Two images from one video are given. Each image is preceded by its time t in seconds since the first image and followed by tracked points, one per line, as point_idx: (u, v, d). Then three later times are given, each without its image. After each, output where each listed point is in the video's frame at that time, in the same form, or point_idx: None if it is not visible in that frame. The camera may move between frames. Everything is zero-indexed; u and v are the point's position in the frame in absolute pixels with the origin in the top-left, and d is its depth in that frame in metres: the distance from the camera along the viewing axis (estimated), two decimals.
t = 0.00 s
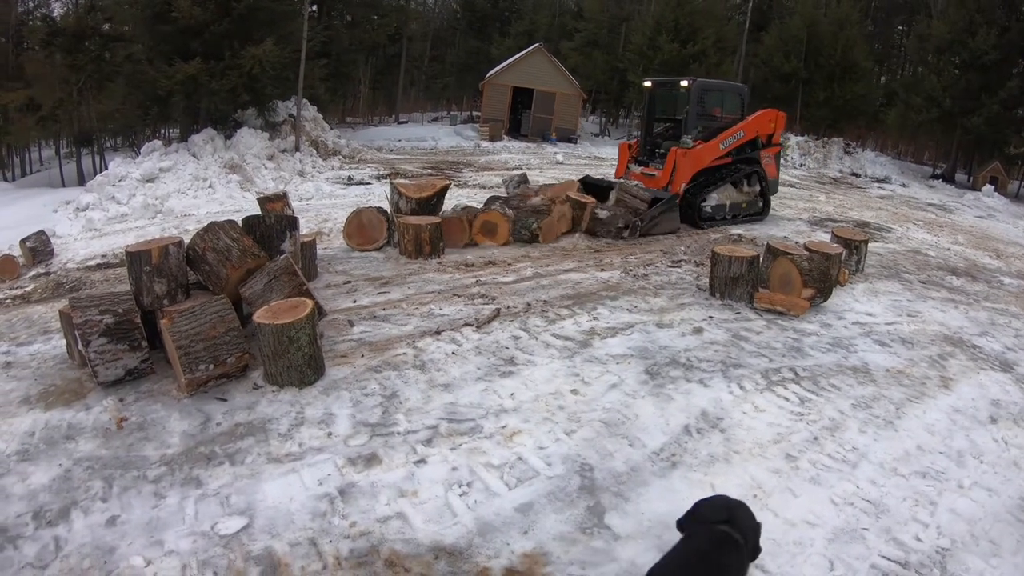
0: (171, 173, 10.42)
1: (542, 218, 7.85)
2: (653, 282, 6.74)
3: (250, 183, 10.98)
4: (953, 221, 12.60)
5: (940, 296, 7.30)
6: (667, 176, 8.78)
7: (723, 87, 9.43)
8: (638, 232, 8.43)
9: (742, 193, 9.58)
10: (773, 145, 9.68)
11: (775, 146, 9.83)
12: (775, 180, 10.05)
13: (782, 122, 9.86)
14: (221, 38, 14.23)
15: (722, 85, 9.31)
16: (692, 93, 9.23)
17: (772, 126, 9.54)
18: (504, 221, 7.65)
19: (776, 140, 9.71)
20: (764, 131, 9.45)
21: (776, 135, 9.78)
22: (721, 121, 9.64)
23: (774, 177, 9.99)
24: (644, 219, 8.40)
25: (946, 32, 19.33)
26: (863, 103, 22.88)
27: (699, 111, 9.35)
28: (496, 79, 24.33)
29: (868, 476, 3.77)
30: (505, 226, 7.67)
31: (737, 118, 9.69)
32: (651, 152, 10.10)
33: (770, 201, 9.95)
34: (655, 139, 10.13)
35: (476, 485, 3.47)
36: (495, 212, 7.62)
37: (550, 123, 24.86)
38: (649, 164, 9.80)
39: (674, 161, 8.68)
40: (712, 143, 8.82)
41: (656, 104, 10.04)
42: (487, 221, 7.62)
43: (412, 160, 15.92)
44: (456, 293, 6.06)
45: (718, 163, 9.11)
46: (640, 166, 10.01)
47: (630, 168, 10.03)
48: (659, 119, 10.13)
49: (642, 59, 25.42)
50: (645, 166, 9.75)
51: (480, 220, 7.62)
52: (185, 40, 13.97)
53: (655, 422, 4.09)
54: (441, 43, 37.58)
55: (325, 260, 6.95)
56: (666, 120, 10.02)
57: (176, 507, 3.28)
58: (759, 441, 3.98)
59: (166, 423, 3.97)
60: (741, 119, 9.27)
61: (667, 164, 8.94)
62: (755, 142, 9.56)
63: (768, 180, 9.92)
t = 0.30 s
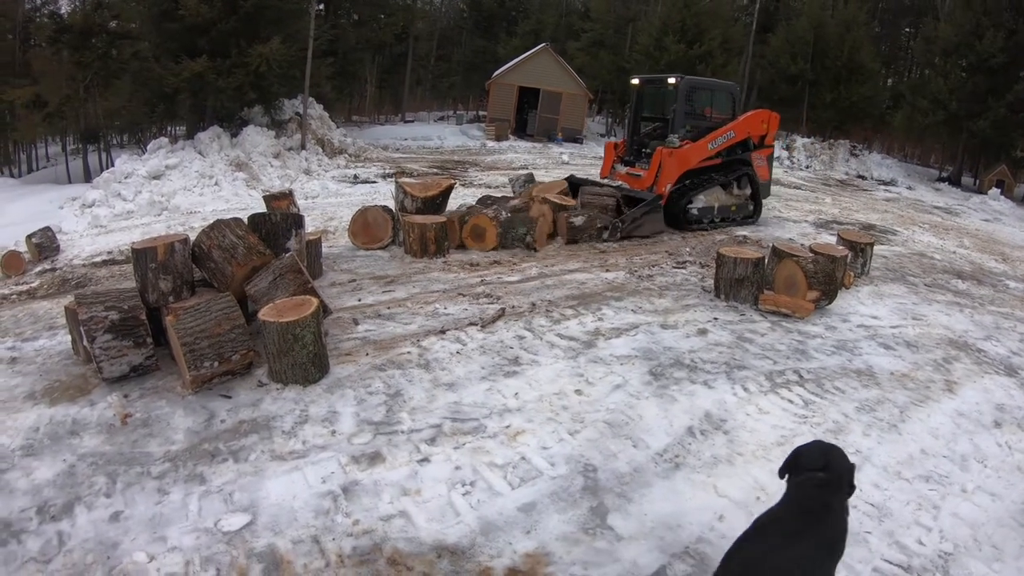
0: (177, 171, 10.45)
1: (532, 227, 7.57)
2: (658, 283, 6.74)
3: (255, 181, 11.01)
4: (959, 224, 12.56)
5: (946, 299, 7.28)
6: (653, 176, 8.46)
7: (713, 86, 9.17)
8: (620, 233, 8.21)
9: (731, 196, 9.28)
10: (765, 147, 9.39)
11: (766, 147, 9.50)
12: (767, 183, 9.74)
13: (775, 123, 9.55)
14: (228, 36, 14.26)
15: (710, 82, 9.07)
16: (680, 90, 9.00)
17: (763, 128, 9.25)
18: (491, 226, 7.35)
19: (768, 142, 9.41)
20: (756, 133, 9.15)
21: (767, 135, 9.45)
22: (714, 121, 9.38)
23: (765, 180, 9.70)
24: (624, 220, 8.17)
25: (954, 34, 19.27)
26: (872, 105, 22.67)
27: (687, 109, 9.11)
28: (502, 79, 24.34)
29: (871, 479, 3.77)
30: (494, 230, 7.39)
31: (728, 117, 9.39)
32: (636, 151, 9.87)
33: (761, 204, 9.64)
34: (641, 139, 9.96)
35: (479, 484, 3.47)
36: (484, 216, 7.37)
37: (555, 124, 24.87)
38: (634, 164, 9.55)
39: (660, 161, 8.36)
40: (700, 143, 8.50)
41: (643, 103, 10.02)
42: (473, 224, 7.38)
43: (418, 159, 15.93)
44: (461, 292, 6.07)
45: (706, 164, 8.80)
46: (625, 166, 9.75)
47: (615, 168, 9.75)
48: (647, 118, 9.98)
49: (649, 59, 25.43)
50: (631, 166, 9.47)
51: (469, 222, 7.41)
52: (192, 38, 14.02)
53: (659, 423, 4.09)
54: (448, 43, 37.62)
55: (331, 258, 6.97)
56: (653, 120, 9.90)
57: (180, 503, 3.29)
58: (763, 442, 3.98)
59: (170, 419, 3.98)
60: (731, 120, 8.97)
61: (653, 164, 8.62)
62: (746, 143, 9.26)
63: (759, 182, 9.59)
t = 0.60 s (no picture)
0: (181, 169, 10.46)
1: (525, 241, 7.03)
2: (661, 284, 6.73)
3: (258, 180, 11.02)
4: (962, 227, 12.54)
5: (949, 302, 7.26)
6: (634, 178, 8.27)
7: (695, 84, 8.96)
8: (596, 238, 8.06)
9: (716, 198, 9.04)
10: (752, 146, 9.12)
11: (754, 147, 9.23)
12: (755, 183, 9.47)
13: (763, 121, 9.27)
14: (232, 35, 14.27)
15: (691, 81, 8.87)
16: (660, 89, 8.76)
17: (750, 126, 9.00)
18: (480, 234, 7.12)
19: (755, 141, 9.15)
20: (741, 131, 8.90)
21: (755, 134, 9.19)
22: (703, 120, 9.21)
23: (753, 180, 9.43)
24: (601, 226, 8.00)
25: (958, 37, 19.24)
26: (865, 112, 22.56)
27: (669, 109, 8.89)
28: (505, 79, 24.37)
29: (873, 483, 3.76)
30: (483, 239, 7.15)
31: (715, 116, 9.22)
32: (619, 153, 9.59)
33: (749, 205, 9.38)
34: (623, 140, 9.66)
35: (481, 484, 3.47)
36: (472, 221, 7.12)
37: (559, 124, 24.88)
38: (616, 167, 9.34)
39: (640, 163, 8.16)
40: (682, 143, 8.29)
41: (624, 103, 9.65)
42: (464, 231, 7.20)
43: (421, 159, 15.94)
44: (464, 292, 6.07)
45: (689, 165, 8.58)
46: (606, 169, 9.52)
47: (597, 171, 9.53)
48: (629, 118, 9.66)
49: (653, 60, 25.46)
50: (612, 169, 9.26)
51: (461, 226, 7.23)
52: (196, 37, 14.05)
53: (662, 424, 4.09)
54: (452, 43, 37.64)
55: (333, 258, 6.97)
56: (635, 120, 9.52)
57: (181, 502, 3.30)
58: (765, 445, 3.97)
59: (172, 417, 3.98)
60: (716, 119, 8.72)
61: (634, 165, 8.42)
62: (733, 142, 9.00)
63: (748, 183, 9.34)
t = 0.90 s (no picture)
0: (184, 168, 10.47)
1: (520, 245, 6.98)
2: (664, 285, 6.73)
3: (262, 179, 11.03)
4: (966, 229, 12.53)
5: (952, 305, 7.26)
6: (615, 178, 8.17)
7: (680, 81, 8.87)
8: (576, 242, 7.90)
9: (702, 200, 8.89)
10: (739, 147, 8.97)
11: (742, 147, 9.07)
12: (744, 185, 9.30)
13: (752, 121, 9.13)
14: (236, 35, 14.30)
15: (675, 78, 8.78)
16: (643, 88, 8.69)
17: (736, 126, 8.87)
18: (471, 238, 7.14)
19: (742, 141, 9.00)
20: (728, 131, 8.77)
21: (742, 134, 9.03)
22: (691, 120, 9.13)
23: (742, 181, 9.24)
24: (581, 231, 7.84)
25: (963, 39, 19.22)
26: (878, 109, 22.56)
27: (653, 108, 8.80)
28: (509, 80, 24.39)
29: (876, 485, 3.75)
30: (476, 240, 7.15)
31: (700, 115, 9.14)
32: (602, 155, 9.53)
33: (738, 207, 9.21)
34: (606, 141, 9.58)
35: (483, 484, 3.47)
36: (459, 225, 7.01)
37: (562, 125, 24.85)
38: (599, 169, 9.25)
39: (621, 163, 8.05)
40: (665, 144, 8.16)
41: (608, 102, 9.58)
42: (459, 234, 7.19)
43: (425, 160, 15.95)
44: (467, 293, 6.08)
45: (674, 166, 8.45)
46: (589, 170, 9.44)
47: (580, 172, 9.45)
48: (613, 118, 9.58)
49: (656, 61, 25.44)
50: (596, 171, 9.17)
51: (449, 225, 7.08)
52: (200, 36, 14.07)
53: (665, 425, 4.09)
54: (456, 43, 37.69)
55: (336, 258, 6.98)
56: (619, 119, 9.46)
57: (184, 500, 3.30)
58: (767, 447, 3.97)
59: (175, 415, 3.99)
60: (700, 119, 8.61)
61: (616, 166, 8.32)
62: (719, 143, 8.86)
63: (736, 184, 9.17)
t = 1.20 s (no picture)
0: (190, 167, 10.50)
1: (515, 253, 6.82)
2: (669, 287, 6.73)
3: (268, 179, 11.05)
4: (972, 233, 12.48)
5: (959, 308, 7.24)
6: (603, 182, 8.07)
7: (667, 81, 8.80)
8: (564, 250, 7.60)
9: (692, 202, 8.85)
10: (726, 147, 8.97)
11: (730, 147, 9.10)
12: (733, 186, 9.29)
13: (739, 121, 9.15)
14: (243, 35, 14.35)
15: (660, 77, 8.71)
16: (629, 87, 8.59)
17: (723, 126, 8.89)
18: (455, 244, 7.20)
19: (730, 141, 9.02)
20: (715, 131, 8.78)
21: (729, 135, 9.07)
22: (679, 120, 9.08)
23: (731, 182, 9.24)
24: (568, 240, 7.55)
25: (970, 41, 19.16)
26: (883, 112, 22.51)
27: (639, 107, 8.69)
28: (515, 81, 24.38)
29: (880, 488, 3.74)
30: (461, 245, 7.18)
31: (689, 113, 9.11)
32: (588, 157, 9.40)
33: (727, 208, 9.19)
34: (591, 143, 9.45)
35: (488, 484, 3.48)
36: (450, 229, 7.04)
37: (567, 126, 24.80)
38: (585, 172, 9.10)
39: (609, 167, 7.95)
40: (654, 147, 8.10)
41: (592, 102, 9.45)
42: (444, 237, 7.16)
43: (430, 160, 15.97)
44: (473, 293, 6.10)
45: (664, 168, 8.41)
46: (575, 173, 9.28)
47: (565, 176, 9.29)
48: (597, 118, 9.44)
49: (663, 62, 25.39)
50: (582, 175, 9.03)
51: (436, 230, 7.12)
52: (208, 36, 14.12)
53: (670, 427, 4.09)
54: (462, 44, 37.70)
55: (342, 259, 7.00)
56: (605, 120, 9.33)
57: (189, 498, 3.32)
58: (772, 449, 3.96)
59: (181, 413, 4.01)
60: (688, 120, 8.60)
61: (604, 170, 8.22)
62: (707, 143, 8.86)
63: (725, 185, 9.15)
